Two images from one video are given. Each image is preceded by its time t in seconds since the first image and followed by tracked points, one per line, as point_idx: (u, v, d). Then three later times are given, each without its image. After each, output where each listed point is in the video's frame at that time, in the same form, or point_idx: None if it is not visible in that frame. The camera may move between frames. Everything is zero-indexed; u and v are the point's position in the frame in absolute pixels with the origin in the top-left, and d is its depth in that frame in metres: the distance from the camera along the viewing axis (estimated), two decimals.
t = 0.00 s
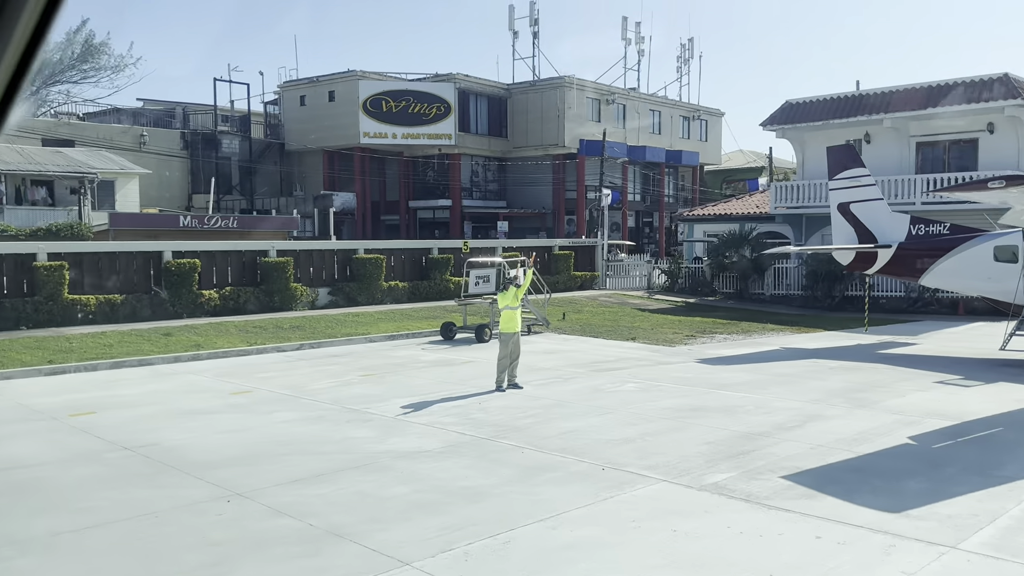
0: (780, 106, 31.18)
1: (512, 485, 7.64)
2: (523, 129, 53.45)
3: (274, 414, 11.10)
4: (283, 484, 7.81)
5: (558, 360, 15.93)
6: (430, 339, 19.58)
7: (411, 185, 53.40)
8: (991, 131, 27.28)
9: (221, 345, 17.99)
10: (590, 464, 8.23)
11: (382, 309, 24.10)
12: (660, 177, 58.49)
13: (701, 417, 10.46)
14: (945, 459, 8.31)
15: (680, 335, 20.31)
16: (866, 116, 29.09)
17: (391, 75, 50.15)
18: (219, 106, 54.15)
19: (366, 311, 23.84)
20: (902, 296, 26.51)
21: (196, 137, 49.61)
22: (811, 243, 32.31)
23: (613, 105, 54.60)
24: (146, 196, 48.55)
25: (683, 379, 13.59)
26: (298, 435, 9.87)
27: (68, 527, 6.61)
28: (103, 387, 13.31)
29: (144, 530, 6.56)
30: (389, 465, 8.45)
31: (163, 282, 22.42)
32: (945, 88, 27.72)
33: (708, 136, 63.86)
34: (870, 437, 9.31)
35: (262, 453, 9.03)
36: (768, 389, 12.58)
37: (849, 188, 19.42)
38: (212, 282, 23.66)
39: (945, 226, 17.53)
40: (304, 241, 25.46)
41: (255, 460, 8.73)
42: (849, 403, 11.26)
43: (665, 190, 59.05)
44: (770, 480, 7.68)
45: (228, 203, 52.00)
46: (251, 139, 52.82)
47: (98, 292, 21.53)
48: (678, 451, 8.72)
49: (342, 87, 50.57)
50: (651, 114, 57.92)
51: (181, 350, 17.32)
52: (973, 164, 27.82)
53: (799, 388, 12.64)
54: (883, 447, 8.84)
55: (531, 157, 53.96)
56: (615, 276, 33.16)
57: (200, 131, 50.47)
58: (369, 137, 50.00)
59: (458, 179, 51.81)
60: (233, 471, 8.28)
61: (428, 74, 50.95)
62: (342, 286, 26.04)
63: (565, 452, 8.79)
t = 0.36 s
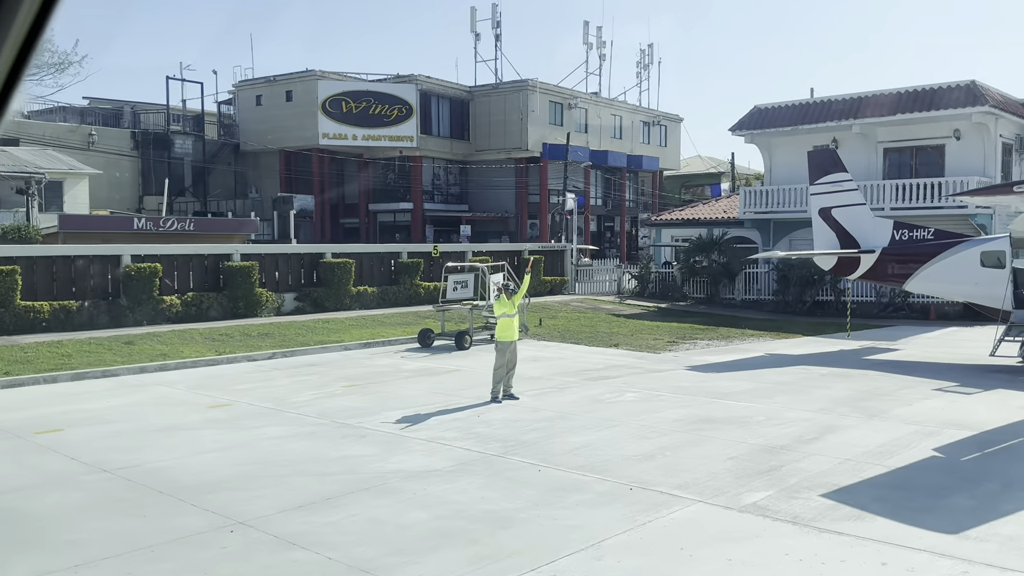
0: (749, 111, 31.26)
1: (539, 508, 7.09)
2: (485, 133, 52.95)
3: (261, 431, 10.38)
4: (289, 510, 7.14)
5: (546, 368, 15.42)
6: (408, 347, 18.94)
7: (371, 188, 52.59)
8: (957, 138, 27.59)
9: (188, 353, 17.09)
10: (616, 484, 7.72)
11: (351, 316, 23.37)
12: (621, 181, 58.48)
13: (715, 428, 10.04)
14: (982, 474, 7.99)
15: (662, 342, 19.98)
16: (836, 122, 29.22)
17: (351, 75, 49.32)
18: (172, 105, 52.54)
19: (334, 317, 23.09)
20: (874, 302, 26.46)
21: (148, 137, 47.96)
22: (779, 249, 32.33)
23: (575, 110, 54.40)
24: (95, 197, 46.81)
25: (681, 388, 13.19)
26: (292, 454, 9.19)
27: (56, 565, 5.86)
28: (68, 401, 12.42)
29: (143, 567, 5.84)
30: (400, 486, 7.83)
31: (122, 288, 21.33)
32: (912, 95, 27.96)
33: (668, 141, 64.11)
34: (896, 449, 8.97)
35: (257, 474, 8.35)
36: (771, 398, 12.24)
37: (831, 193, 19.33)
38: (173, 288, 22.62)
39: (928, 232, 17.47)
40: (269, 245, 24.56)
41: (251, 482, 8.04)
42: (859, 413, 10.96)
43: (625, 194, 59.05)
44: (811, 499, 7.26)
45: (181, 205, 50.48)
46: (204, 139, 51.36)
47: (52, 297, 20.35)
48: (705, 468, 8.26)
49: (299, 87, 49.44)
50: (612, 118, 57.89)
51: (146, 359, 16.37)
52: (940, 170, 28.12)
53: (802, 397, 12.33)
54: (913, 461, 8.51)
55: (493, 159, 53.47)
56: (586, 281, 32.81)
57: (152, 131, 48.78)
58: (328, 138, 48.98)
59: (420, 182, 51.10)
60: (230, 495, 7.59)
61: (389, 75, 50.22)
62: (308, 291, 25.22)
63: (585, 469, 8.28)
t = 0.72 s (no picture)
0: (727, 114, 31.13)
1: (584, 531, 6.58)
2: (456, 134, 52.37)
3: (259, 445, 9.72)
4: (311, 537, 6.54)
5: (543, 375, 14.93)
6: (393, 353, 18.32)
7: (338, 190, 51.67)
8: (936, 142, 27.82)
9: (165, 361, 16.26)
10: (658, 502, 7.24)
11: (330, 321, 22.67)
12: (592, 185, 58.29)
13: (739, 439, 9.62)
14: None
15: (653, 347, 19.64)
16: (815, 126, 29.23)
17: (319, 74, 48.44)
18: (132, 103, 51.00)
19: (313, 322, 22.36)
20: (854, 305, 26.58)
21: (108, 136, 46.46)
22: (756, 252, 32.22)
23: (546, 113, 54.09)
24: (52, 198, 45.17)
25: (689, 395, 12.80)
26: (298, 471, 8.56)
27: None
28: (43, 413, 11.60)
29: None
30: (424, 507, 7.27)
31: (89, 292, 20.29)
32: (891, 98, 28.10)
33: (637, 145, 64.14)
34: (935, 460, 8.63)
35: (266, 495, 7.71)
36: (785, 405, 11.90)
37: (821, 196, 19.16)
38: (143, 292, 21.64)
39: (924, 235, 17.39)
40: (243, 248, 23.71)
41: (261, 503, 7.40)
42: (880, 421, 10.65)
43: (595, 198, 58.89)
44: (867, 517, 6.85)
45: (142, 207, 49.03)
46: (167, 139, 49.95)
47: (14, 302, 19.27)
48: (745, 484, 7.82)
49: (266, 86, 48.36)
50: (582, 122, 57.70)
51: (121, 367, 15.54)
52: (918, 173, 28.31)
53: (816, 404, 12.00)
54: (956, 472, 8.18)
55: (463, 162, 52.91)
56: (565, 285, 32.41)
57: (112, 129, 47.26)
58: (295, 138, 47.97)
59: (389, 183, 50.35)
60: (241, 520, 6.95)
61: (357, 75, 49.44)
62: (283, 295, 24.42)
63: (618, 485, 7.79)
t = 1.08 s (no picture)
0: (714, 116, 30.87)
1: (647, 555, 6.10)
2: (434, 135, 51.76)
3: (270, 462, 9.12)
4: (351, 565, 5.98)
5: (551, 382, 14.46)
6: (389, 359, 17.73)
7: (313, 191, 50.77)
8: (923, 144, 27.88)
9: (151, 369, 15.53)
10: (717, 522, 6.79)
11: (318, 326, 22.01)
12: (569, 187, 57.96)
13: (777, 451, 9.22)
14: None
15: (653, 351, 19.26)
16: (802, 128, 29.09)
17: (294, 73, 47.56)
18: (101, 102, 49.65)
19: (300, 327, 21.67)
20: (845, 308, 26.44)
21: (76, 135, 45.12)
22: (742, 255, 31.98)
23: (525, 114, 53.67)
24: (17, 198, 43.74)
25: (707, 402, 12.40)
26: (320, 489, 7.98)
27: None
28: (28, 427, 10.86)
29: None
30: (467, 528, 6.75)
31: (66, 296, 19.41)
32: (879, 101, 28.16)
33: (614, 147, 63.93)
34: (988, 471, 8.29)
35: (290, 517, 7.13)
36: (809, 413, 11.55)
37: (822, 198, 18.97)
38: (122, 296, 20.78)
39: (928, 237, 17.23)
40: (226, 250, 22.95)
41: (288, 527, 6.82)
42: (914, 429, 10.32)
43: (573, 200, 58.58)
44: (941, 535, 6.46)
45: (111, 208, 47.73)
46: (137, 139, 48.70)
47: None
48: (801, 500, 7.41)
49: (239, 85, 47.35)
50: (560, 123, 57.37)
51: (106, 375, 14.77)
52: (906, 176, 28.32)
53: (840, 411, 11.65)
54: (1015, 485, 7.83)
55: (441, 163, 52.31)
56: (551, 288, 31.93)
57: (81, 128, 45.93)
58: (270, 138, 47.02)
59: (366, 185, 49.59)
60: (270, 545, 6.39)
61: (334, 75, 48.66)
62: (267, 299, 23.69)
63: (668, 503, 7.34)
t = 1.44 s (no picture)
0: (707, 116, 30.65)
1: None
2: (417, 136, 51.14)
3: (292, 478, 8.56)
4: None
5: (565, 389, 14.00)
6: (391, 365, 17.18)
7: (293, 193, 49.95)
8: (917, 146, 27.78)
9: (145, 377, 14.86)
10: (790, 543, 6.36)
11: (312, 331, 21.41)
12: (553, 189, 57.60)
13: (825, 462, 8.82)
14: None
15: (658, 356, 18.86)
16: (797, 130, 28.94)
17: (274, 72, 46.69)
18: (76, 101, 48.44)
19: (293, 333, 21.02)
20: (842, 312, 26.33)
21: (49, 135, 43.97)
22: (735, 258, 31.73)
23: (509, 116, 53.23)
24: None
25: (733, 410, 12.01)
26: (353, 509, 7.45)
27: None
28: (24, 440, 10.22)
29: None
30: (525, 552, 6.26)
31: (50, 300, 18.64)
32: (874, 104, 28.07)
33: (597, 150, 63.65)
34: None
35: (328, 540, 6.61)
36: (841, 420, 11.19)
37: (830, 200, 18.71)
38: (108, 300, 20.00)
39: (939, 239, 17.01)
40: (215, 253, 22.24)
41: (329, 552, 6.30)
42: (956, 438, 9.98)
43: (556, 202, 58.22)
44: None
45: (86, 209, 46.64)
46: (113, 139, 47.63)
47: None
48: (870, 517, 6.99)
49: (219, 83, 46.42)
50: (544, 125, 56.99)
51: (100, 383, 14.10)
52: (900, 178, 28.21)
53: (872, 419, 11.30)
54: None
55: (424, 165, 51.70)
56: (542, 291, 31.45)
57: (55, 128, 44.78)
58: (250, 138, 46.14)
59: (348, 186, 48.88)
60: (315, 573, 5.87)
61: (315, 74, 47.87)
62: (257, 303, 23.00)
63: (731, 522, 6.90)
